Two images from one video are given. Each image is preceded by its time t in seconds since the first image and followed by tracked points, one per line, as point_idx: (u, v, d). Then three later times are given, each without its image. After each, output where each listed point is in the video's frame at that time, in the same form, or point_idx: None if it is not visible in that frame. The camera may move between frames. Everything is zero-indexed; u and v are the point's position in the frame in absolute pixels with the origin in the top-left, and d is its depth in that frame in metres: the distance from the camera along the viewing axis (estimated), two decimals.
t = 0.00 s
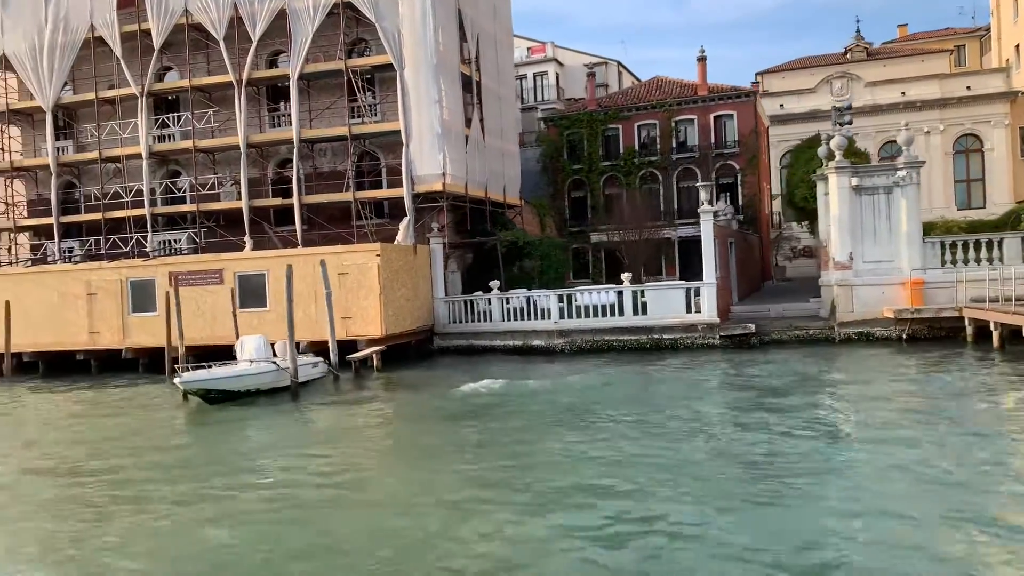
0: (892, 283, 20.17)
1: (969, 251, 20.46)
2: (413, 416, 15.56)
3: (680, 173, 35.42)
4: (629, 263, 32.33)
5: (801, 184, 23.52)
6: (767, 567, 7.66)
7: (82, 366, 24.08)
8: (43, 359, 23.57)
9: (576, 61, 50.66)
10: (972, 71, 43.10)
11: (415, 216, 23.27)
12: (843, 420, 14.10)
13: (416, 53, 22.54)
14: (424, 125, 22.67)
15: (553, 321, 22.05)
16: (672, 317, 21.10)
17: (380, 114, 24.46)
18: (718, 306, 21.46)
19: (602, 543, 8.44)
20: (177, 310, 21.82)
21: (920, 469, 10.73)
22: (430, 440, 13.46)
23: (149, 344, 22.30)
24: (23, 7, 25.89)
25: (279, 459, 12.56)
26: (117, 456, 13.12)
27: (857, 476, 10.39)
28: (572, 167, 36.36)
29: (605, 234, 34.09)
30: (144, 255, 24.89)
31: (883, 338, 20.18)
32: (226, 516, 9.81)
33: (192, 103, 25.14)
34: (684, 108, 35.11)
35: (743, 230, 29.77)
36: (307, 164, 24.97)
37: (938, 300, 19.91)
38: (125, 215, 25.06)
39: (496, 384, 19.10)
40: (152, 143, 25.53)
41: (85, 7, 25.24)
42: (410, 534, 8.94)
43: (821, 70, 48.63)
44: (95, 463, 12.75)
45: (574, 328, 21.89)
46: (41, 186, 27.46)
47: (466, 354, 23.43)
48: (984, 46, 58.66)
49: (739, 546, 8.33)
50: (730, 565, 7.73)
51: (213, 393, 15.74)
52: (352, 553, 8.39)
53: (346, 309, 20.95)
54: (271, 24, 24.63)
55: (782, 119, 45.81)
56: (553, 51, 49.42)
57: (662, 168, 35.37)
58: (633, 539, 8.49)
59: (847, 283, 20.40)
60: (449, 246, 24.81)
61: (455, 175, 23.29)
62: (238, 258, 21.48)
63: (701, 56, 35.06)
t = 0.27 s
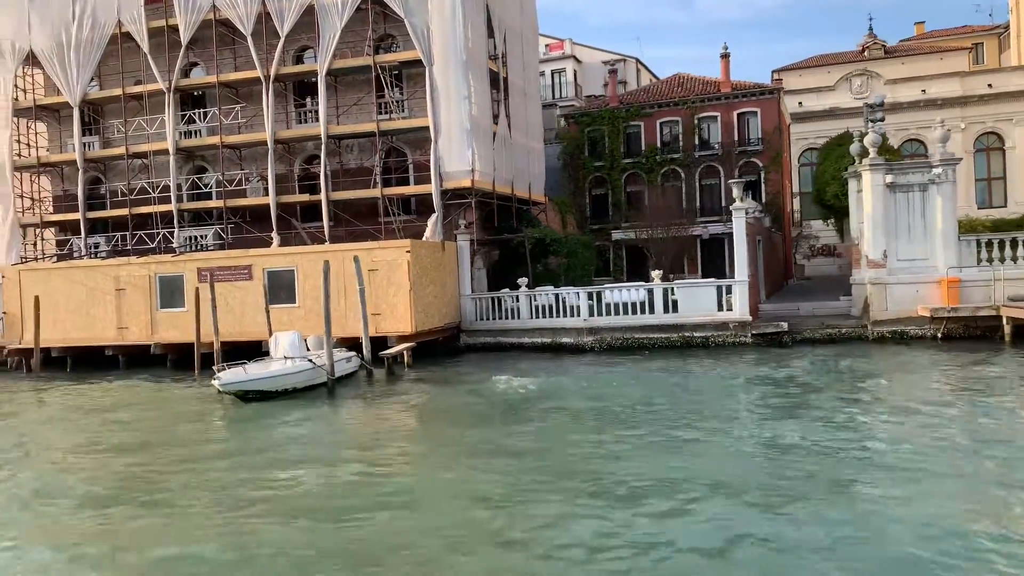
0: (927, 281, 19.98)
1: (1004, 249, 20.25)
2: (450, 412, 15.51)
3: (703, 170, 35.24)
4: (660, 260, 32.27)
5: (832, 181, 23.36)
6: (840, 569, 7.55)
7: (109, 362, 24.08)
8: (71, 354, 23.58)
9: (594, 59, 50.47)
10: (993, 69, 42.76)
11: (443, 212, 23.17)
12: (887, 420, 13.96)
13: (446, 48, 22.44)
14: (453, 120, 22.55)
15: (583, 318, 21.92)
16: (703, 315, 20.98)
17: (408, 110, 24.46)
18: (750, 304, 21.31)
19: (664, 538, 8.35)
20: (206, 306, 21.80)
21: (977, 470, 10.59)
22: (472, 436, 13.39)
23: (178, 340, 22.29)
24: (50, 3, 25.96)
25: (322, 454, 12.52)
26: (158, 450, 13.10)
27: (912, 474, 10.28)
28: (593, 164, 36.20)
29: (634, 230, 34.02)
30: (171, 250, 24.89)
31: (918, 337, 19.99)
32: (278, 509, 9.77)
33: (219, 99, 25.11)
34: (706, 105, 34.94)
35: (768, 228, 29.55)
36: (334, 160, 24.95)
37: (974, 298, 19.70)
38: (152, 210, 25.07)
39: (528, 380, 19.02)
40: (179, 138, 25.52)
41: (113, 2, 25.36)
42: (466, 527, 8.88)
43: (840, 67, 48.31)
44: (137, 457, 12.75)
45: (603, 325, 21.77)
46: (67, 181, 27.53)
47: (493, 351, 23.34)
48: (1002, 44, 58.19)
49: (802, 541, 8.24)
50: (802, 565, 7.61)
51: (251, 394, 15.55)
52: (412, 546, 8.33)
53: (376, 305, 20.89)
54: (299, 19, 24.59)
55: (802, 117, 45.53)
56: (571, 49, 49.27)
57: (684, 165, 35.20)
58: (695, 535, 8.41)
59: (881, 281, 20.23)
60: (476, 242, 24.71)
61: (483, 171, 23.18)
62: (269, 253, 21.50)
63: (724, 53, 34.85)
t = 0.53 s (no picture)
0: (960, 281, 19.83)
1: None
2: (487, 411, 15.45)
3: (723, 169, 35.08)
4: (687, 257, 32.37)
5: (861, 180, 23.21)
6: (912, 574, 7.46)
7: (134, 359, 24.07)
8: (97, 351, 23.57)
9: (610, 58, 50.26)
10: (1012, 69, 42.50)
11: (470, 210, 23.07)
12: (930, 420, 13.84)
13: (474, 45, 22.35)
14: (480, 118, 22.46)
15: (611, 317, 21.82)
16: (732, 315, 20.89)
17: (434, 107, 24.38)
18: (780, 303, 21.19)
19: (730, 537, 8.27)
20: (233, 303, 21.76)
21: None
22: (513, 435, 13.33)
23: (205, 337, 22.26)
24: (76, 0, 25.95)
25: (365, 454, 12.46)
26: (200, 449, 13.07)
27: (967, 474, 10.18)
28: (613, 163, 36.05)
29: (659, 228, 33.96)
30: (195, 248, 24.87)
31: (951, 337, 19.83)
32: (332, 506, 9.73)
33: (244, 96, 25.08)
34: (727, 104, 34.80)
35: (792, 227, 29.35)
36: (359, 158, 24.90)
37: (1008, 298, 19.52)
38: (177, 207, 25.07)
39: (559, 380, 18.95)
40: (204, 136, 25.51)
41: None
42: (526, 526, 8.82)
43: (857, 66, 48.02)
44: (179, 455, 12.71)
45: (631, 324, 21.66)
46: (91, 179, 27.54)
47: (519, 350, 23.25)
48: (1018, 43, 57.80)
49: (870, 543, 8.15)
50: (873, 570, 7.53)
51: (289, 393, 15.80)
52: (475, 546, 8.27)
53: (404, 303, 20.83)
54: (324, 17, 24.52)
55: (819, 116, 45.30)
56: (587, 48, 49.09)
57: (705, 164, 35.05)
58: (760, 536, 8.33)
59: (913, 280, 20.10)
60: (501, 241, 24.61)
61: (510, 169, 23.08)
62: (297, 251, 21.50)
63: (746, 52, 34.67)
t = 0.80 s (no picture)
0: (992, 283, 19.67)
1: None
2: (523, 415, 15.37)
3: (743, 169, 34.94)
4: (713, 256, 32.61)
5: (890, 181, 23.16)
6: None
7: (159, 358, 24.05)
8: (121, 349, 23.55)
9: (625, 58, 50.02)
10: None
11: (496, 209, 22.96)
12: (973, 425, 13.72)
13: (501, 44, 22.28)
14: (507, 117, 22.37)
15: (638, 317, 21.69)
16: (762, 315, 20.78)
17: (460, 106, 24.31)
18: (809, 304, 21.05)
19: (795, 559, 8.21)
20: (260, 302, 21.72)
21: None
22: (555, 441, 13.26)
23: (231, 336, 22.24)
24: None
25: (408, 460, 12.39)
26: (240, 456, 13.03)
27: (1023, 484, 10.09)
28: (632, 163, 35.91)
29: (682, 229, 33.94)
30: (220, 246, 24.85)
31: (983, 340, 19.62)
32: (387, 521, 9.68)
33: (269, 95, 25.04)
34: (748, 104, 34.68)
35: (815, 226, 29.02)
36: (384, 157, 24.84)
37: None
38: (201, 206, 25.06)
39: (590, 382, 18.88)
40: (228, 134, 25.49)
41: None
42: (587, 543, 8.77)
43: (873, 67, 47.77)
44: (221, 463, 12.68)
45: (659, 325, 21.54)
46: (114, 177, 27.53)
47: (544, 350, 23.13)
48: None
49: (938, 563, 8.08)
50: None
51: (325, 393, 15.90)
52: (539, 564, 8.22)
53: (432, 302, 20.77)
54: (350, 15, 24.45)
55: (836, 117, 45.09)
56: (603, 48, 48.91)
57: (725, 164, 34.92)
58: (823, 555, 8.28)
59: (945, 282, 19.97)
60: (526, 240, 24.52)
61: (536, 168, 22.98)
62: (324, 250, 21.50)
63: (767, 51, 34.52)
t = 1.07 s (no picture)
0: None
1: None
2: (559, 417, 15.27)
3: (764, 170, 34.80)
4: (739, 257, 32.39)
5: (920, 182, 23.00)
6: None
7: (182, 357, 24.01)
8: (145, 348, 23.51)
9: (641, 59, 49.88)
10: None
11: (522, 209, 22.83)
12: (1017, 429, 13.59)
13: (529, 43, 22.20)
14: (535, 116, 22.27)
15: (667, 319, 21.56)
16: (791, 317, 20.65)
17: (485, 106, 24.19)
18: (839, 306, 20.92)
19: (863, 566, 8.10)
20: (285, 301, 21.67)
21: None
22: (596, 445, 13.17)
23: (256, 335, 22.18)
24: None
25: (450, 461, 12.33)
26: (279, 457, 12.96)
27: None
28: (651, 163, 35.76)
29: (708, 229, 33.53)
30: (244, 245, 24.82)
31: (1016, 342, 19.47)
32: (440, 524, 9.60)
33: (294, 94, 24.98)
34: (769, 105, 34.55)
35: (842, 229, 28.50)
36: (408, 157, 24.79)
37: None
38: (225, 205, 25.04)
39: (620, 384, 18.77)
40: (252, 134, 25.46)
41: None
42: (648, 548, 8.67)
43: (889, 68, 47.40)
44: (261, 464, 12.60)
45: (687, 326, 21.41)
46: (137, 175, 27.53)
47: (569, 351, 23.01)
48: None
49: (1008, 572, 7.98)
50: None
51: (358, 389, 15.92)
52: (602, 570, 8.12)
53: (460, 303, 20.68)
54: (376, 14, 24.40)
55: (853, 118, 44.88)
56: (619, 49, 48.74)
57: (745, 165, 34.76)
58: (890, 563, 8.18)
59: (977, 284, 19.83)
60: (551, 241, 24.40)
61: (563, 168, 22.86)
62: (351, 249, 21.45)
63: (788, 52, 34.38)
